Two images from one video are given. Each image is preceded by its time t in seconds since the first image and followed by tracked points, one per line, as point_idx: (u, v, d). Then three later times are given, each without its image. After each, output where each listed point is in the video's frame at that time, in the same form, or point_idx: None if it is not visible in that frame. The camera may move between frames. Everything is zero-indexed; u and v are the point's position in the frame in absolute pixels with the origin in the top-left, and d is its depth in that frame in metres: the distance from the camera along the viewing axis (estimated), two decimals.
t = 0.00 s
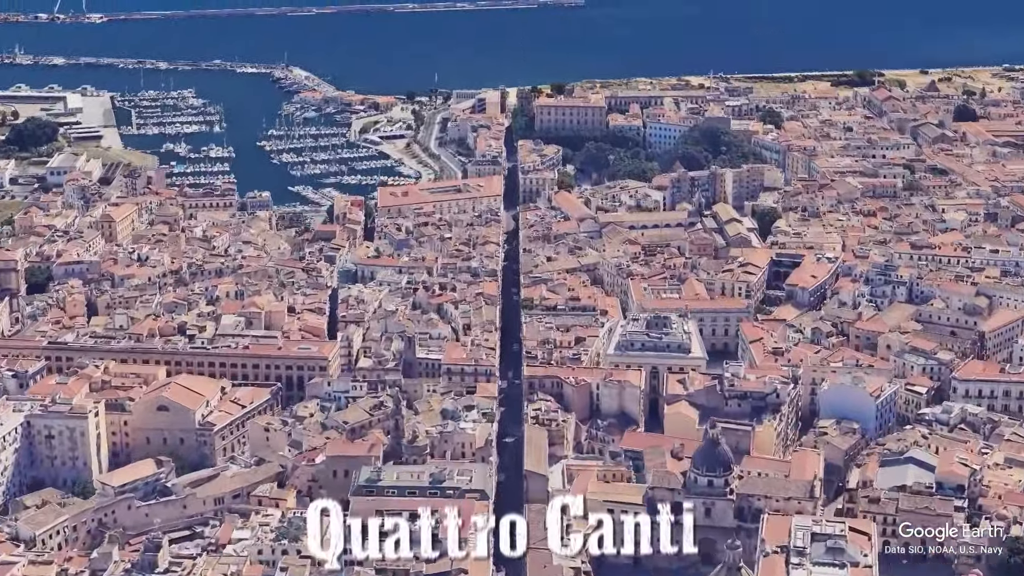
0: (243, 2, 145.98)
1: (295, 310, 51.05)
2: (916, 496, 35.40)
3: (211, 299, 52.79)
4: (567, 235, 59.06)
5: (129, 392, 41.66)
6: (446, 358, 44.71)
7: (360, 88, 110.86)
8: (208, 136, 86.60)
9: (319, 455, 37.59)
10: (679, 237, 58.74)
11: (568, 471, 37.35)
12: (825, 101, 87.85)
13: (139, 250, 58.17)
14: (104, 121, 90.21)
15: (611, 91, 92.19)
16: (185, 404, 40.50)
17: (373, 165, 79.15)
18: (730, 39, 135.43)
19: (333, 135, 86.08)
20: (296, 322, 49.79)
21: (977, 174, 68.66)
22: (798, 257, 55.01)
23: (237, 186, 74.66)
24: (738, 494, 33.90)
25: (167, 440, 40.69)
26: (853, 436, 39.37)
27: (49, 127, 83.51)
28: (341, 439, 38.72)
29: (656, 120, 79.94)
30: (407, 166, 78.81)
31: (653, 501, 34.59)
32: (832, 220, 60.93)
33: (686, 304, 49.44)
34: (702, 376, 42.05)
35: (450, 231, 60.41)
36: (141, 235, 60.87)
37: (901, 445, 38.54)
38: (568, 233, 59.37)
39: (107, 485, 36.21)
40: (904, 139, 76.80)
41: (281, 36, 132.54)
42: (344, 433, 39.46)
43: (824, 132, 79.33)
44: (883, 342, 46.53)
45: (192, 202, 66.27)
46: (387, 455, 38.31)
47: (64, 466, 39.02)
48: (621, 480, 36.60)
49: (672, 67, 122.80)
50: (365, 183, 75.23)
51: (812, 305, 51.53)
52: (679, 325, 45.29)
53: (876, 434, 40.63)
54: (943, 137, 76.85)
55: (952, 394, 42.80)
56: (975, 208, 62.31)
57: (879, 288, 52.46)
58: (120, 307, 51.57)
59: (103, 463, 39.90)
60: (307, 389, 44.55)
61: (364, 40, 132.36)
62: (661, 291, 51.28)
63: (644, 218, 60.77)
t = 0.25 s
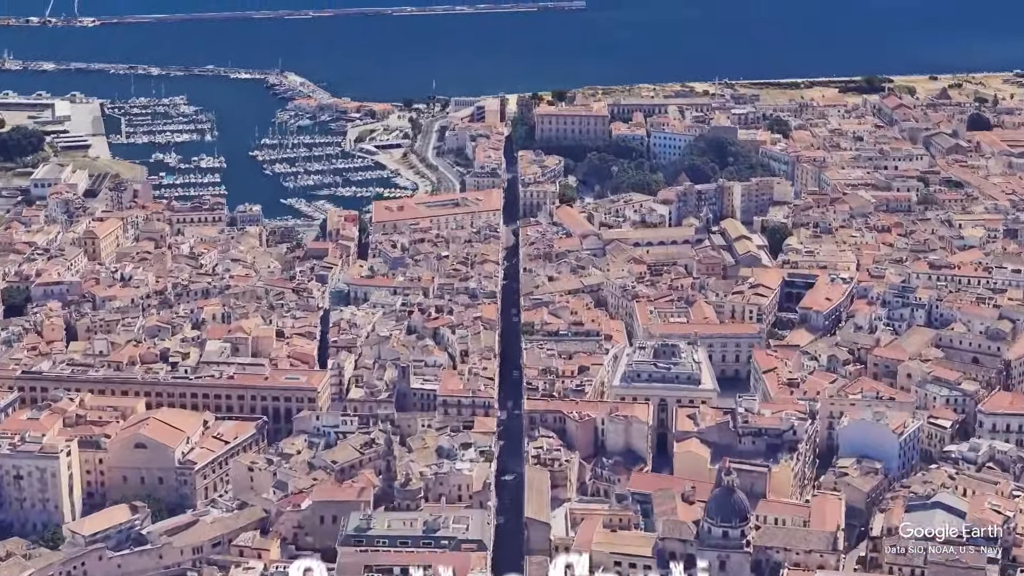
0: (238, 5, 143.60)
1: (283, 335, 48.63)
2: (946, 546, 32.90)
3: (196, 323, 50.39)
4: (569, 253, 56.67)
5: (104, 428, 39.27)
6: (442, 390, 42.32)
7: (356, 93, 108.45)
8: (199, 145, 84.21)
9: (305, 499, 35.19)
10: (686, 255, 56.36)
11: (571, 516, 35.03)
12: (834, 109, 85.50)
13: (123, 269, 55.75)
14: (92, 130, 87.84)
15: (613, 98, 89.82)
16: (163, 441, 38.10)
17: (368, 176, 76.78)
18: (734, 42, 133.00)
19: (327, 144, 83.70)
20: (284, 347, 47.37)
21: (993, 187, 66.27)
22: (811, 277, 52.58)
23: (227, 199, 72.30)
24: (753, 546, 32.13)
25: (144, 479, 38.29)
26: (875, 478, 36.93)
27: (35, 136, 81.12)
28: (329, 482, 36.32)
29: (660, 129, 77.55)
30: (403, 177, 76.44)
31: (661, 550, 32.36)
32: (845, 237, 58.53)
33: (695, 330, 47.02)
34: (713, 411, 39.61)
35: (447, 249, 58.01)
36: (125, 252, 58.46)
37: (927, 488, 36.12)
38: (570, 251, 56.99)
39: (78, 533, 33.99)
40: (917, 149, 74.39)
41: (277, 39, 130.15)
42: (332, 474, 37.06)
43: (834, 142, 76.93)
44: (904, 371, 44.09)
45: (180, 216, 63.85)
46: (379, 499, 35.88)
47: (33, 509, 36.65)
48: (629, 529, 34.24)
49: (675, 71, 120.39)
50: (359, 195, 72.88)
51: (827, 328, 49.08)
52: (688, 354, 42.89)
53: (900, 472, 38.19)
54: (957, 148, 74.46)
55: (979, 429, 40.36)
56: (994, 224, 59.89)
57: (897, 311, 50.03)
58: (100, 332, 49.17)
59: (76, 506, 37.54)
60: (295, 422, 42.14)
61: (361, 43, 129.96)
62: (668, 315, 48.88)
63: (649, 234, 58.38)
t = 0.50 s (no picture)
0: (234, 7, 141.25)
1: (271, 362, 46.29)
2: None
3: (179, 348, 48.03)
4: (572, 273, 54.31)
5: (76, 468, 36.86)
6: (437, 424, 39.93)
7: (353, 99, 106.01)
8: (190, 154, 81.82)
9: (289, 549, 32.80)
10: (693, 275, 53.96)
11: (576, 566, 33.16)
12: (843, 118, 83.11)
13: (105, 289, 53.41)
14: (81, 139, 85.47)
15: (616, 106, 87.46)
16: (139, 482, 35.73)
17: (363, 187, 74.37)
18: (738, 46, 130.54)
19: (321, 154, 81.35)
20: (271, 376, 45.01)
21: (1011, 202, 63.90)
22: (826, 298, 50.16)
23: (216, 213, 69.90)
24: None
25: (120, 523, 35.92)
26: (900, 525, 34.49)
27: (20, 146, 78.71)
28: (316, 530, 33.94)
29: (664, 139, 75.18)
30: (399, 189, 74.04)
31: None
32: (859, 255, 56.16)
33: (705, 357, 44.65)
34: (725, 449, 37.20)
35: (443, 268, 55.64)
36: (108, 271, 56.13)
37: (956, 536, 33.71)
38: (573, 271, 54.60)
39: None
40: (930, 160, 71.99)
41: (272, 44, 127.80)
42: (321, 520, 34.67)
43: (844, 152, 74.55)
44: (927, 404, 41.66)
45: (167, 231, 61.50)
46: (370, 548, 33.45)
47: None
48: None
49: (678, 76, 117.95)
50: (353, 208, 70.48)
51: (843, 354, 46.67)
52: (698, 385, 40.48)
53: (923, 520, 35.92)
54: (972, 159, 72.06)
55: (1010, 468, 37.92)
56: (1015, 241, 57.49)
57: (916, 335, 47.63)
58: (79, 359, 46.83)
59: (46, 552, 35.21)
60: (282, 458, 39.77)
61: (358, 47, 127.57)
62: (675, 341, 46.54)
63: (655, 252, 55.97)
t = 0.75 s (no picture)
0: (230, 10, 138.97)
1: (258, 391, 43.92)
2: None
3: (161, 375, 45.68)
4: (574, 294, 51.96)
5: (45, 514, 34.45)
6: (432, 463, 37.58)
7: (349, 104, 103.61)
8: (180, 164, 79.36)
9: None
10: (701, 296, 51.61)
11: None
12: (852, 126, 80.77)
13: (86, 310, 51.05)
14: (68, 148, 83.05)
15: (618, 114, 85.09)
16: (112, 529, 33.33)
17: (358, 199, 71.98)
18: (741, 49, 128.13)
19: (315, 164, 79.01)
20: (257, 407, 42.65)
21: None
22: (841, 321, 47.76)
23: (206, 227, 67.53)
24: None
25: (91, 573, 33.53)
26: None
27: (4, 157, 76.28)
28: None
29: (669, 149, 72.83)
30: (395, 201, 71.64)
31: None
32: (874, 274, 53.79)
33: (715, 388, 42.29)
34: (739, 492, 34.80)
35: (440, 288, 53.28)
36: (90, 291, 53.78)
37: None
38: (575, 292, 52.23)
39: None
40: (945, 171, 69.59)
41: (268, 48, 125.50)
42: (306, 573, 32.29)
43: (855, 163, 72.19)
44: (952, 439, 39.28)
45: (152, 247, 59.13)
46: None
47: None
48: None
49: (680, 80, 115.53)
50: (347, 222, 68.11)
51: (861, 383, 44.26)
52: (709, 420, 38.13)
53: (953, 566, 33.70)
54: (987, 172, 69.67)
55: None
56: None
57: (938, 362, 45.22)
58: (55, 389, 44.47)
59: None
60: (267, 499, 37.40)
61: (354, 51, 125.23)
62: (684, 370, 44.19)
63: (661, 271, 53.58)
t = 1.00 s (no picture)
0: (224, 13, 136.62)
1: (243, 424, 41.61)
2: None
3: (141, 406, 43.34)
4: (577, 316, 49.61)
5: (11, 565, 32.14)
6: (426, 506, 35.36)
7: (343, 110, 101.28)
8: (170, 175, 76.96)
9: None
10: (710, 320, 49.33)
11: None
12: (863, 135, 78.41)
13: (65, 334, 48.70)
14: (55, 158, 80.69)
15: (621, 123, 82.75)
16: None
17: (353, 212, 69.68)
18: (742, 52, 125.93)
19: (309, 175, 76.79)
20: (242, 442, 40.32)
21: None
22: (858, 347, 45.41)
23: (194, 242, 65.23)
24: None
25: None
26: None
27: None
28: None
29: (674, 159, 70.50)
30: (391, 214, 69.38)
31: None
32: (890, 296, 51.44)
33: (726, 423, 39.98)
34: (754, 541, 32.54)
35: (436, 310, 50.94)
36: (71, 312, 51.45)
37: None
38: (578, 314, 49.89)
39: None
40: (960, 184, 67.27)
41: (262, 52, 123.31)
42: None
43: (866, 175, 69.86)
44: (978, 478, 37.00)
45: (137, 265, 56.75)
46: None
47: None
48: None
49: (680, 86, 113.38)
50: (342, 237, 65.87)
51: (880, 415, 41.89)
52: (722, 461, 35.81)
53: None
54: (1004, 184, 67.34)
55: None
56: None
57: (961, 393, 42.88)
58: (29, 422, 42.13)
59: None
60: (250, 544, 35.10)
61: (350, 55, 122.96)
62: (692, 401, 41.89)
63: (668, 292, 51.23)
